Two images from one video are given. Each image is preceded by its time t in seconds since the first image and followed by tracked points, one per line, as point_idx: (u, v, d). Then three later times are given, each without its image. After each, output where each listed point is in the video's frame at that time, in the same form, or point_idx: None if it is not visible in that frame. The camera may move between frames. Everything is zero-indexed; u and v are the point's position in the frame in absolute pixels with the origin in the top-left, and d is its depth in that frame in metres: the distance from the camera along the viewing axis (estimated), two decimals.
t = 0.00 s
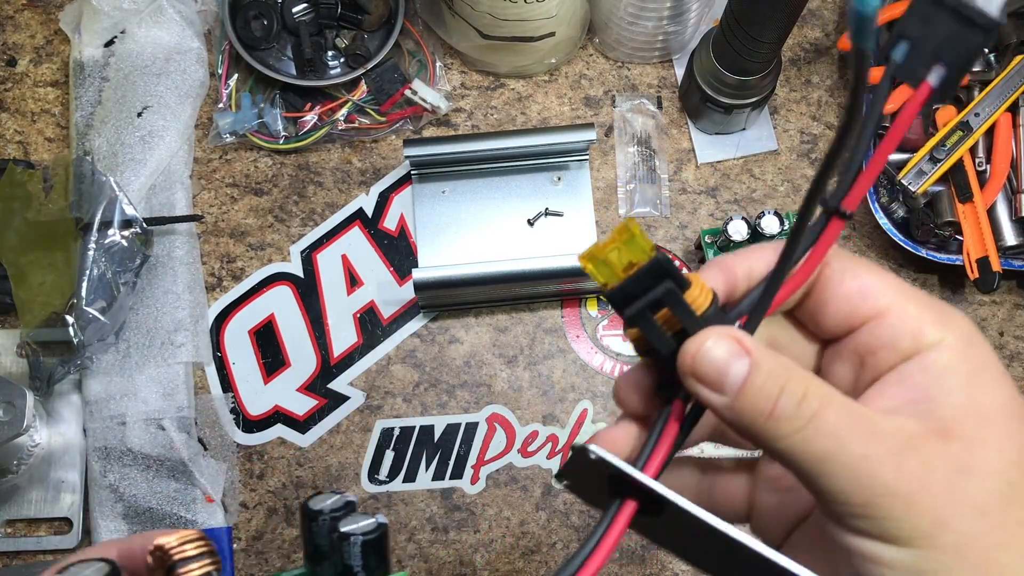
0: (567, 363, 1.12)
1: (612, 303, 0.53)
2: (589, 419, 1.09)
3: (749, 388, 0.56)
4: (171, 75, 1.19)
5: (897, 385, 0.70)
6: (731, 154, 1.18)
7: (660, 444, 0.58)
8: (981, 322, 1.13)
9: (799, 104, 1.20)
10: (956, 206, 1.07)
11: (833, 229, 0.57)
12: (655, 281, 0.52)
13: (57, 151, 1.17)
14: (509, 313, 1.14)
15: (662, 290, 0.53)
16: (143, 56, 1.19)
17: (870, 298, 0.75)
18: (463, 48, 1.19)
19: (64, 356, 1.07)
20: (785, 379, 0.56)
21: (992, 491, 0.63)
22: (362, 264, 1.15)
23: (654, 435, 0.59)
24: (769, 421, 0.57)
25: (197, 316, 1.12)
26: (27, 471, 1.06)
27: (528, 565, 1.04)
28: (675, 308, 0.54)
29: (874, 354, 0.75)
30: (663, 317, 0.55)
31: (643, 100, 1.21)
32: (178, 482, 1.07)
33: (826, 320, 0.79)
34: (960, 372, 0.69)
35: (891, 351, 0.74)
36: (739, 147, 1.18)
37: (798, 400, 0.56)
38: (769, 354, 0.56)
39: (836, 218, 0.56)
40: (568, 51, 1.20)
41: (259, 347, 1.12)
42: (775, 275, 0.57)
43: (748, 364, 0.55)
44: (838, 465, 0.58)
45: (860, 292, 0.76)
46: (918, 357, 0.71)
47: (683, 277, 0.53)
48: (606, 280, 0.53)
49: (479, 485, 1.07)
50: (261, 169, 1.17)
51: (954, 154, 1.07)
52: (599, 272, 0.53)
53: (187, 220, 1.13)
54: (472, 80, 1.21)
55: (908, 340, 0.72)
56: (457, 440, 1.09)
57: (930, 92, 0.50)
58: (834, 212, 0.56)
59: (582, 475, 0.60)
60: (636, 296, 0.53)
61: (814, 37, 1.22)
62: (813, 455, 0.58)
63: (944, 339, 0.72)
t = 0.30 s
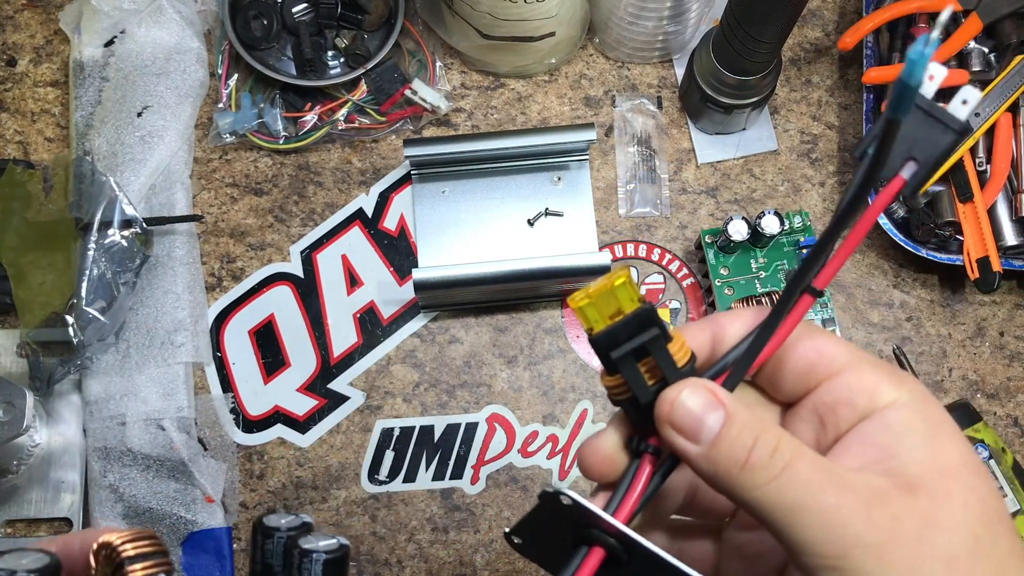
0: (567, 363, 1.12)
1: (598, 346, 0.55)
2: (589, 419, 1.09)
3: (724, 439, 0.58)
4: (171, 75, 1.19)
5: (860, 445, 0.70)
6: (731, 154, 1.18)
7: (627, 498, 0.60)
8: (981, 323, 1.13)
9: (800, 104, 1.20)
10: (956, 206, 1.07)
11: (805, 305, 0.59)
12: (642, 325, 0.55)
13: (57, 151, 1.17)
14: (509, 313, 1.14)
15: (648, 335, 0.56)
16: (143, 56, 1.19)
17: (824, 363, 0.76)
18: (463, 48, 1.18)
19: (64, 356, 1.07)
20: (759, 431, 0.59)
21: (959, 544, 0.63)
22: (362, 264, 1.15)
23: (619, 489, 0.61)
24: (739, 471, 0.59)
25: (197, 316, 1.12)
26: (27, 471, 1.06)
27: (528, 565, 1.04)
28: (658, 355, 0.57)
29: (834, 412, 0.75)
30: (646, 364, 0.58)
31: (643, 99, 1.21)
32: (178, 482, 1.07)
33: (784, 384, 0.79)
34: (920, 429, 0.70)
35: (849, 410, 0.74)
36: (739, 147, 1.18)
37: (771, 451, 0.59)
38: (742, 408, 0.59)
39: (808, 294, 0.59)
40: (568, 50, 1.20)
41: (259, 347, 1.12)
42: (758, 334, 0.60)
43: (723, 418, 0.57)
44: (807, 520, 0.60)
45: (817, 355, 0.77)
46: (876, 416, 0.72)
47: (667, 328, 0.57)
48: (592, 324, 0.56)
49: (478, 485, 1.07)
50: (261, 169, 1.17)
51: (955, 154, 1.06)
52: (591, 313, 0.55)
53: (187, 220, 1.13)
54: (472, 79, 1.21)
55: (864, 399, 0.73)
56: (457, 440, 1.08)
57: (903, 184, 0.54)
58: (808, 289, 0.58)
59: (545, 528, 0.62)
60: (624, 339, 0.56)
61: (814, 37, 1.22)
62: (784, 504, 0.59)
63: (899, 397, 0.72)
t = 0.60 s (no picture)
0: (567, 363, 1.12)
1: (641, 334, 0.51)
2: (589, 419, 1.10)
3: (767, 434, 0.57)
4: (171, 75, 1.19)
5: (915, 425, 0.71)
6: (731, 154, 1.18)
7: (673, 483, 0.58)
8: (981, 323, 1.13)
9: (800, 104, 1.20)
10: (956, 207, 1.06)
11: (868, 282, 0.56)
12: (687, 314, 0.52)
13: (57, 151, 1.17)
14: (509, 313, 1.14)
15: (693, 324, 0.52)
16: (143, 56, 1.19)
17: (888, 339, 0.75)
18: (463, 48, 1.18)
19: (64, 356, 1.08)
20: (803, 423, 0.58)
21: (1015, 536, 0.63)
22: (362, 264, 1.15)
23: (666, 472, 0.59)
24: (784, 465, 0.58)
25: (197, 316, 1.12)
26: (27, 471, 1.06)
27: (528, 565, 1.04)
28: (703, 344, 0.53)
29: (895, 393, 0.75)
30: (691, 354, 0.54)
31: (643, 100, 1.21)
32: (178, 482, 1.07)
33: (843, 360, 0.78)
34: (981, 411, 0.69)
35: (912, 390, 0.74)
36: (739, 147, 1.18)
37: (813, 446, 0.58)
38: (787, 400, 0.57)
39: (873, 270, 0.55)
40: (568, 50, 1.20)
41: (259, 347, 1.12)
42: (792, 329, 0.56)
43: (767, 413, 0.56)
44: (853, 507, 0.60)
45: (879, 331, 0.75)
46: (938, 398, 0.71)
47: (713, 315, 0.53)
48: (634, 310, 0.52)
49: (478, 485, 1.07)
50: (261, 169, 1.17)
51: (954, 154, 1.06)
52: (632, 300, 0.51)
53: (187, 220, 1.13)
54: (472, 79, 1.21)
55: (928, 379, 0.73)
56: (457, 440, 1.09)
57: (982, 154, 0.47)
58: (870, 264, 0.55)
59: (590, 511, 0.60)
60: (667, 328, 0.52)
61: (814, 37, 1.22)
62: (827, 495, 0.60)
63: (965, 375, 0.72)
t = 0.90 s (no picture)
0: (567, 363, 1.12)
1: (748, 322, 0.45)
2: (589, 419, 1.10)
3: (878, 428, 0.54)
4: (171, 75, 1.19)
5: None
6: (731, 154, 1.18)
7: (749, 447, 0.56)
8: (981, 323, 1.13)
9: (800, 104, 1.20)
10: (956, 206, 1.07)
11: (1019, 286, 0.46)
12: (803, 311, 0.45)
13: (57, 151, 1.17)
14: (509, 313, 1.14)
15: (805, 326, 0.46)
16: (143, 56, 1.19)
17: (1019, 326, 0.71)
18: (463, 48, 1.19)
19: (64, 356, 1.07)
20: (915, 420, 0.56)
21: None
22: (362, 264, 1.15)
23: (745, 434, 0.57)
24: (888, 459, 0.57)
25: (197, 317, 1.12)
26: (27, 472, 1.06)
27: (528, 565, 1.04)
28: (817, 346, 0.47)
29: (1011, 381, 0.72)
30: (800, 349, 0.48)
31: (643, 100, 1.21)
32: (178, 482, 1.07)
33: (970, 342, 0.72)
34: None
35: None
36: (739, 147, 1.18)
37: (921, 441, 0.56)
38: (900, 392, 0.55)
39: None
40: (568, 51, 1.20)
41: (259, 347, 1.12)
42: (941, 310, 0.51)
43: (883, 406, 0.54)
44: (955, 501, 0.59)
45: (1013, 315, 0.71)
46: None
47: (834, 316, 0.46)
48: (744, 296, 0.45)
49: (478, 485, 1.07)
50: (261, 169, 1.17)
51: (954, 154, 1.07)
52: (747, 288, 0.44)
53: (187, 221, 1.13)
54: (472, 79, 1.21)
55: None
56: (457, 440, 1.09)
57: None
58: None
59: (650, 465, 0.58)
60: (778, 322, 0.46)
61: (814, 37, 1.22)
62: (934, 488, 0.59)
63: None
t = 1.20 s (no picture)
0: (567, 363, 1.12)
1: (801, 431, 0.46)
2: (589, 419, 1.10)
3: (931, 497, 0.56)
4: (172, 75, 1.19)
5: None
6: (731, 154, 1.18)
7: (767, 476, 0.59)
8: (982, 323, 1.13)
9: (800, 104, 1.20)
10: (956, 206, 1.07)
11: None
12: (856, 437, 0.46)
13: (57, 151, 1.17)
14: (509, 313, 1.14)
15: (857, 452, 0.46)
16: (143, 56, 1.19)
17: None
18: (463, 48, 1.19)
19: (65, 356, 1.08)
20: (970, 490, 0.57)
21: None
22: (362, 264, 1.15)
23: (767, 464, 0.59)
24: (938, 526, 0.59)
25: (197, 317, 1.12)
26: (28, 472, 1.06)
27: (528, 565, 1.04)
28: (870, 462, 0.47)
29: None
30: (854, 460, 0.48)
31: (643, 100, 1.21)
32: (179, 482, 1.07)
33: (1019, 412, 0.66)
34: None
35: None
36: (738, 147, 1.18)
37: (975, 514, 0.57)
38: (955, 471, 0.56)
39: None
40: (567, 51, 1.20)
41: (259, 347, 1.12)
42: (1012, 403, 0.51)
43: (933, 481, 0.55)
44: (1008, 573, 0.59)
45: None
46: None
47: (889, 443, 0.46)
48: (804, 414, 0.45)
49: (478, 485, 1.07)
50: (261, 169, 1.17)
51: (954, 154, 1.07)
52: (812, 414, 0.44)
53: (187, 221, 1.13)
54: (472, 80, 1.21)
55: None
56: (457, 440, 1.09)
57: None
58: None
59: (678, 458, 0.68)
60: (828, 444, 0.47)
61: (814, 37, 1.22)
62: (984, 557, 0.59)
63: None
